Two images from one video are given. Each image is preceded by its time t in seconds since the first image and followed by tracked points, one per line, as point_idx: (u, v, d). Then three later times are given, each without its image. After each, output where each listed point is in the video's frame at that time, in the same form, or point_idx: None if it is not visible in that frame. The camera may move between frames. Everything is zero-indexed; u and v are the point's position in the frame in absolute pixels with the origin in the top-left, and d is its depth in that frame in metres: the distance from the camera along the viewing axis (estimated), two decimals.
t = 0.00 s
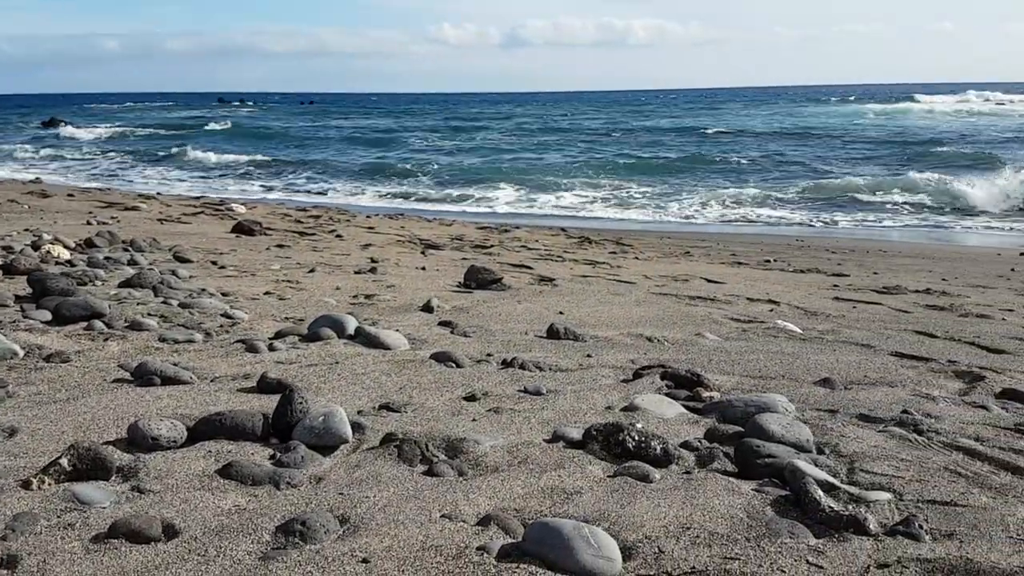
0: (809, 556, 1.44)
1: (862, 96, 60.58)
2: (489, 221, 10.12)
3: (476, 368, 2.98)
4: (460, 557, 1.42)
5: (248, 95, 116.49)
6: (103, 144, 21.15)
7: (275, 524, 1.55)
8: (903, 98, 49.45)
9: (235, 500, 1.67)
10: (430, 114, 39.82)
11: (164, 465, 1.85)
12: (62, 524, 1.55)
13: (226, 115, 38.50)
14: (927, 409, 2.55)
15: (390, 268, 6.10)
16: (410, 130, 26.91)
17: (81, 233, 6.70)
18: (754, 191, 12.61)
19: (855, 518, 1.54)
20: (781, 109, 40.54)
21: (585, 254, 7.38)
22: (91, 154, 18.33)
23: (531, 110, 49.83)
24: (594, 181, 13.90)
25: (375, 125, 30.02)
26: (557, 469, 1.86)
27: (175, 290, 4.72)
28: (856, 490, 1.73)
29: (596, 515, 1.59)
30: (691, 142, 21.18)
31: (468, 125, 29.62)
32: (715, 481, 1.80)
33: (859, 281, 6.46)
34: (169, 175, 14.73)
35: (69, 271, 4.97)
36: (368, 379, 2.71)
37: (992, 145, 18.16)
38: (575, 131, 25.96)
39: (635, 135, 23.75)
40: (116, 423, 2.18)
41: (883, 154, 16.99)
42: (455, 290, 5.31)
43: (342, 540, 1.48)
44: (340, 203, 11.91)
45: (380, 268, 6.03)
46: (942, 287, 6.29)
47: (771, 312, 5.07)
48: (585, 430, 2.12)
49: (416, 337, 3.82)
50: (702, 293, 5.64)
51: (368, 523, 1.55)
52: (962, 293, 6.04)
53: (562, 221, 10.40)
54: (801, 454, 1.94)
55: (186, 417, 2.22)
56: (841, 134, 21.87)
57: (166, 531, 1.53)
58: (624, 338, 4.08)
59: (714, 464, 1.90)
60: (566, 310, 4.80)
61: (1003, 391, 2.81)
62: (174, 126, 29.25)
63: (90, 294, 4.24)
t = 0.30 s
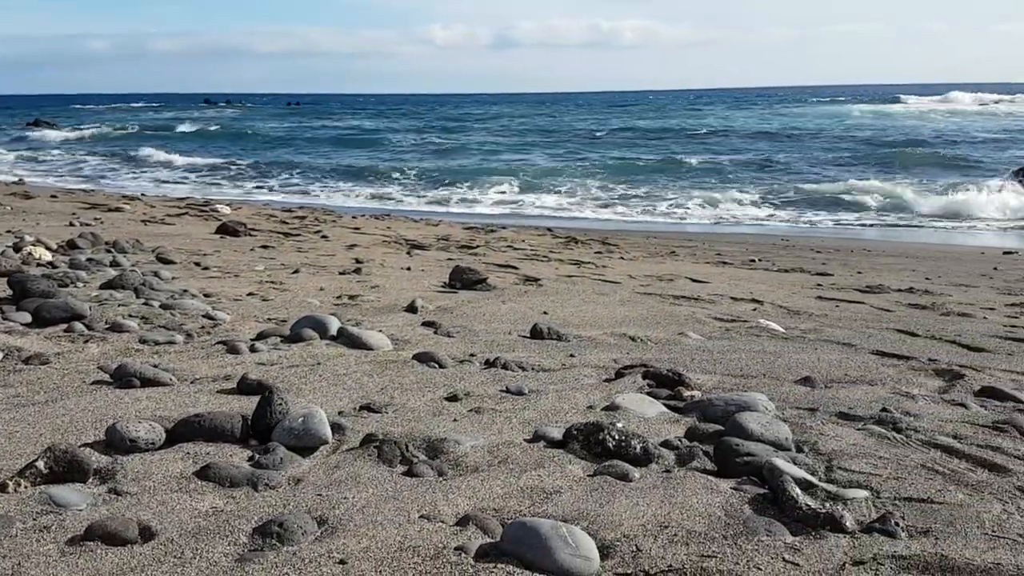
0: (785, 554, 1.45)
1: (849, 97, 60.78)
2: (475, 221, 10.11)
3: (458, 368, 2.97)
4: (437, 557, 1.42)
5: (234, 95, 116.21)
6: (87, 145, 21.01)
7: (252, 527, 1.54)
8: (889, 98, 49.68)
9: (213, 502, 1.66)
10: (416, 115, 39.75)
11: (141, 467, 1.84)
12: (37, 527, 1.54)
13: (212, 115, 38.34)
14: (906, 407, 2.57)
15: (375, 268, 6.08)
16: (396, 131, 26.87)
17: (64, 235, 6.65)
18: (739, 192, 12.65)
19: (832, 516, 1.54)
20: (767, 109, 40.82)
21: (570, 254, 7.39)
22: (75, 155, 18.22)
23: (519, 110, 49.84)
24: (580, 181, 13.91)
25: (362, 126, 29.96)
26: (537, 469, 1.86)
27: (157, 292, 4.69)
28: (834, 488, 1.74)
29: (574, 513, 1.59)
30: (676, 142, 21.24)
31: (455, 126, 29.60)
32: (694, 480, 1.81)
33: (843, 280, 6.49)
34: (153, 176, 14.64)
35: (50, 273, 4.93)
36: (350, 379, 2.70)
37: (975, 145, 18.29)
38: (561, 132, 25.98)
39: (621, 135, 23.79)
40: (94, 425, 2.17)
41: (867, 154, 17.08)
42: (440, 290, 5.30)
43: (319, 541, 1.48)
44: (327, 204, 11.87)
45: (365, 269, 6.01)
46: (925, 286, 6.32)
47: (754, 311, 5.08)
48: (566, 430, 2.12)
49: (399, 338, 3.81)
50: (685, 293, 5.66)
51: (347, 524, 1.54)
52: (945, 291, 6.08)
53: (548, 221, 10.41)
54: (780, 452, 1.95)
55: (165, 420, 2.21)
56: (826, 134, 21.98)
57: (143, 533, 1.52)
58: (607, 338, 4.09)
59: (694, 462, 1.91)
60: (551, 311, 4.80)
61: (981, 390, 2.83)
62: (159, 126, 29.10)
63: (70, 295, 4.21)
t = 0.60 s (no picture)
0: (764, 556, 1.46)
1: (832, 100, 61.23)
2: (460, 224, 10.11)
3: (441, 371, 2.97)
4: (416, 562, 1.41)
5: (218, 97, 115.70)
6: (68, 147, 20.85)
7: (230, 532, 1.53)
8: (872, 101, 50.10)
9: (190, 507, 1.65)
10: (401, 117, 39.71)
11: (119, 473, 1.83)
12: (12, 533, 1.53)
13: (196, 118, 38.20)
14: (885, 408, 2.58)
15: (359, 271, 6.07)
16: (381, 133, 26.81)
17: (44, 238, 6.59)
18: (723, 194, 12.71)
19: (810, 518, 1.55)
20: (750, 111, 41.01)
21: (555, 256, 7.41)
22: (58, 157, 18.12)
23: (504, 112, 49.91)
24: (564, 184, 13.95)
25: (346, 128, 29.88)
26: (518, 472, 1.86)
27: (138, 295, 4.66)
28: (812, 490, 1.75)
29: (554, 517, 1.60)
30: (661, 144, 21.34)
31: (439, 128, 29.58)
32: (675, 482, 1.81)
33: (825, 282, 6.53)
34: (136, 179, 14.55)
35: (30, 277, 4.89)
36: (331, 383, 2.69)
37: (955, 148, 18.46)
38: (546, 134, 26.00)
39: (606, 137, 23.85)
40: (72, 430, 2.15)
41: (849, 156, 17.20)
42: (423, 292, 5.30)
43: (297, 546, 1.48)
44: (311, 207, 11.83)
45: (349, 272, 5.99)
46: (906, 287, 6.37)
47: (736, 313, 5.11)
48: (547, 433, 2.12)
49: (381, 341, 3.80)
50: (669, 295, 5.68)
51: (325, 530, 1.54)
52: (925, 293, 6.13)
53: (533, 224, 10.41)
54: (759, 454, 1.96)
55: (144, 424, 2.19)
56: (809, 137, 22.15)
57: (120, 539, 1.51)
58: (590, 341, 4.09)
59: (674, 465, 1.92)
60: (534, 313, 4.81)
61: (960, 391, 2.86)
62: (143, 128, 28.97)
63: (49, 299, 4.17)
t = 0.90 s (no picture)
0: (742, 560, 1.46)
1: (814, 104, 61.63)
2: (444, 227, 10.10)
3: (423, 376, 2.96)
4: (395, 569, 1.41)
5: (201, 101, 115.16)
6: (49, 151, 20.70)
7: (208, 540, 1.52)
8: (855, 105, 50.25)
9: (168, 515, 1.64)
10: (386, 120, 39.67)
11: (96, 480, 1.81)
12: None
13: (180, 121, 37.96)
14: (865, 412, 2.60)
15: (342, 275, 6.06)
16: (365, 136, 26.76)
17: (24, 242, 6.53)
18: (706, 197, 12.76)
19: (788, 521, 1.56)
20: (732, 116, 41.24)
21: (540, 259, 7.41)
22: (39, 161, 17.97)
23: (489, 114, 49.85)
24: (548, 187, 13.96)
25: (331, 132, 29.80)
26: (499, 477, 1.85)
27: (118, 300, 4.63)
28: (792, 493, 1.76)
29: (534, 522, 1.59)
30: (644, 148, 21.41)
31: (424, 132, 29.54)
32: (655, 486, 1.82)
33: (807, 285, 6.57)
34: (118, 182, 14.45)
35: (9, 282, 4.85)
36: (312, 388, 2.67)
37: (936, 153, 18.61)
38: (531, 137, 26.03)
39: (591, 141, 23.90)
40: (49, 438, 2.13)
41: (832, 160, 17.31)
42: (407, 297, 5.29)
43: (276, 554, 1.47)
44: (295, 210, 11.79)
45: (332, 276, 5.98)
46: (887, 290, 6.42)
47: (719, 316, 5.13)
48: (528, 437, 2.12)
49: (364, 345, 3.79)
50: (651, 298, 5.69)
51: (304, 536, 1.53)
52: (906, 296, 6.18)
53: (518, 227, 10.42)
54: (739, 457, 1.96)
55: (123, 431, 2.18)
56: (792, 141, 22.28)
57: (97, 547, 1.50)
58: (574, 345, 4.09)
59: (655, 469, 1.92)
60: (518, 317, 4.80)
61: (939, 394, 2.88)
62: (127, 131, 28.82)
63: (28, 305, 4.13)
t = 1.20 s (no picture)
0: (720, 564, 1.46)
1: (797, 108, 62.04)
2: (429, 231, 10.08)
3: (406, 381, 2.95)
4: None
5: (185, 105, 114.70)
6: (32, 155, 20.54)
7: (185, 548, 1.52)
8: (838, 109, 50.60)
9: (146, 522, 1.63)
10: (371, 124, 39.58)
11: (73, 488, 1.80)
12: None
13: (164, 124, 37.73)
14: (845, 414, 2.61)
15: (327, 279, 6.04)
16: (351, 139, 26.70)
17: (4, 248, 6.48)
18: (691, 201, 12.80)
19: (767, 525, 1.56)
20: (717, 119, 41.43)
21: (524, 263, 7.41)
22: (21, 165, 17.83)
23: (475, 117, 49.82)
24: (534, 191, 13.97)
25: (316, 135, 29.72)
26: (479, 482, 1.85)
27: (99, 305, 4.59)
28: (771, 497, 1.76)
29: (514, 528, 1.59)
30: (629, 151, 21.45)
31: (409, 135, 29.50)
32: (636, 490, 1.82)
33: (790, 289, 6.60)
34: (101, 186, 14.36)
35: None
36: (293, 393, 2.65)
37: (918, 156, 18.75)
38: (516, 140, 26.05)
39: (577, 144, 23.95)
40: (26, 445, 2.11)
41: (816, 164, 17.40)
42: (391, 301, 5.28)
43: (252, 562, 1.46)
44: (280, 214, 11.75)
45: (316, 280, 5.96)
46: (869, 293, 6.47)
47: (701, 320, 5.15)
48: (509, 442, 2.11)
49: (346, 350, 3.77)
50: (635, 302, 5.70)
51: (282, 543, 1.52)
52: (888, 299, 6.22)
53: (503, 231, 10.42)
54: (720, 462, 1.96)
55: (101, 438, 2.16)
56: (776, 144, 22.39)
57: (73, 556, 1.49)
58: (557, 349, 4.09)
59: (635, 474, 1.93)
60: (502, 321, 4.80)
61: (918, 396, 2.89)
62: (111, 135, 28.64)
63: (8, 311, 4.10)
